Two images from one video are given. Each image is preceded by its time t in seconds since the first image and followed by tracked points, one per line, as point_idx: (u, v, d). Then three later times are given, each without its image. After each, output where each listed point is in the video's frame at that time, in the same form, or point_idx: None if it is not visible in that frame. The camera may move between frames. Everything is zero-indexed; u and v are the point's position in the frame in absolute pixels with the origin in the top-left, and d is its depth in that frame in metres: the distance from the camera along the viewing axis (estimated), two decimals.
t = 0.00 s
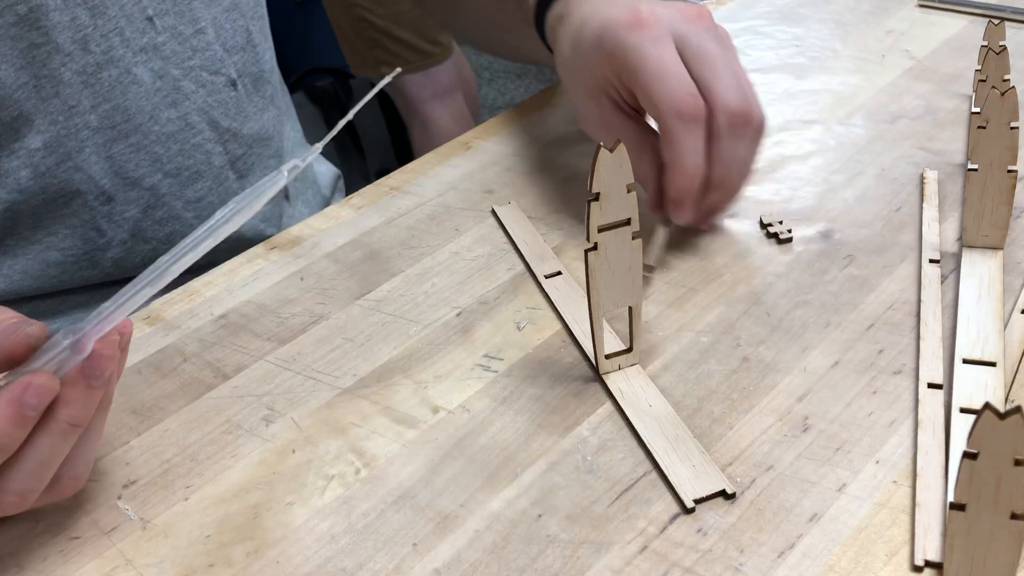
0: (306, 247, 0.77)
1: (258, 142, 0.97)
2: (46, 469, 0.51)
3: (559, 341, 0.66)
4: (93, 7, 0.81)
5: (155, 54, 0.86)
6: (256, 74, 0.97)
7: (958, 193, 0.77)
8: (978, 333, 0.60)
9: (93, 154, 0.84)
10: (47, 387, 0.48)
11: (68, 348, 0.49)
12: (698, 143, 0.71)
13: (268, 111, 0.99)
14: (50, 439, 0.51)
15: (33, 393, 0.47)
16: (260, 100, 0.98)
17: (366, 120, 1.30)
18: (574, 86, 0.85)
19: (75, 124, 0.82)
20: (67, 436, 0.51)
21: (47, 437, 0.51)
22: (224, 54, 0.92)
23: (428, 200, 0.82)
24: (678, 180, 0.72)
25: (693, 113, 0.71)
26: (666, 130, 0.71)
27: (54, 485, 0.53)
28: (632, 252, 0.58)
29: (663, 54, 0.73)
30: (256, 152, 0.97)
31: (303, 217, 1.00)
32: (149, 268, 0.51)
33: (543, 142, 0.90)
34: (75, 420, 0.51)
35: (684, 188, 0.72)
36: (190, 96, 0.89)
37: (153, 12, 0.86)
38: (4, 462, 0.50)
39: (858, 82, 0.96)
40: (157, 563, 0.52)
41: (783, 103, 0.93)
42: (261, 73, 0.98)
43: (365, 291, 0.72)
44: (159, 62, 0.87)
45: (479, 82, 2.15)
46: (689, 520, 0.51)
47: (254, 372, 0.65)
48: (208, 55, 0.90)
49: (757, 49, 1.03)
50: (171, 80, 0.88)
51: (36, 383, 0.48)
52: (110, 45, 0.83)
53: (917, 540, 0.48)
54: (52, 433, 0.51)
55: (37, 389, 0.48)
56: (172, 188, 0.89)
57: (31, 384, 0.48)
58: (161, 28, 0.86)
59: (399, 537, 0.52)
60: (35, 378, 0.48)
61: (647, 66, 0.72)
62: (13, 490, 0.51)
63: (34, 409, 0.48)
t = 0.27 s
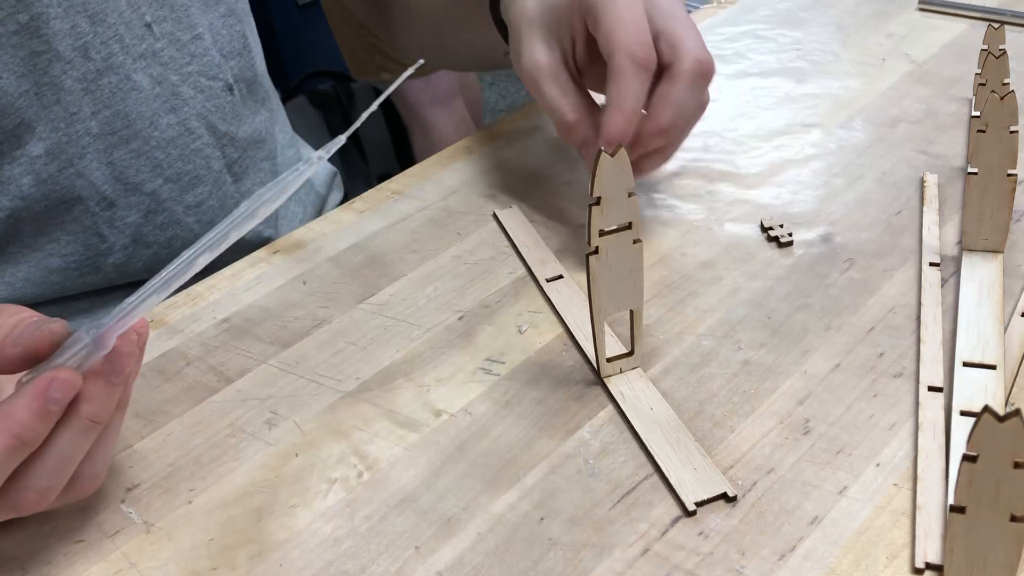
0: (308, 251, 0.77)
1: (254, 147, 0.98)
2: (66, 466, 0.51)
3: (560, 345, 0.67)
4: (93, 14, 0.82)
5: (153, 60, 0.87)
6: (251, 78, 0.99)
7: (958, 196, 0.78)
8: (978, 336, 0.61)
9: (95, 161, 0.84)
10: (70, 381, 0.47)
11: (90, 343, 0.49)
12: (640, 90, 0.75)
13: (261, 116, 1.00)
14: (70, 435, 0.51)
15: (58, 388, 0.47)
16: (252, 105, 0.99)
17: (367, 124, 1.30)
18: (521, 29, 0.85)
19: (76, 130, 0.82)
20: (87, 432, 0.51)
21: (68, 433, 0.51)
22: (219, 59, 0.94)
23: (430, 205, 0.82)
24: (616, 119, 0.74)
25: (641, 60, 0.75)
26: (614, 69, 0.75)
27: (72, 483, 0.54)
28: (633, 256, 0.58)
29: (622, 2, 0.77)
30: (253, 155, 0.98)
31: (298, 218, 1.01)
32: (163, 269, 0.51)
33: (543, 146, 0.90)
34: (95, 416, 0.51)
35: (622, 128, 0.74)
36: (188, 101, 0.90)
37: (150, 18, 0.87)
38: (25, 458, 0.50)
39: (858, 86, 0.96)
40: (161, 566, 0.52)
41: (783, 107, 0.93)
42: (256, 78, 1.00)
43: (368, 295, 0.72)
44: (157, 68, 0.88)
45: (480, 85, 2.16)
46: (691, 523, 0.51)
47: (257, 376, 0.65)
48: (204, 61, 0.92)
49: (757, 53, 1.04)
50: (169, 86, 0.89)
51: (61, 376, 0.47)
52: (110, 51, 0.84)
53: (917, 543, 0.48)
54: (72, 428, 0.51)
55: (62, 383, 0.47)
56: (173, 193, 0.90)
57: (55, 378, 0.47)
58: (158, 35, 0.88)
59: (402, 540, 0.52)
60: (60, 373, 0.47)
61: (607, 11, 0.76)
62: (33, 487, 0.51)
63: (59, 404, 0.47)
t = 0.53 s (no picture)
0: (310, 255, 0.78)
1: (247, 147, 0.99)
2: (69, 465, 0.51)
3: (561, 348, 0.67)
4: (90, 16, 0.82)
5: (143, 61, 0.88)
6: (243, 78, 0.99)
7: (958, 201, 0.78)
8: (977, 341, 0.61)
9: (92, 161, 0.85)
10: (76, 379, 0.48)
11: (95, 343, 0.49)
12: (604, 122, 0.72)
13: (255, 118, 1.01)
14: (74, 433, 0.51)
15: (63, 386, 0.47)
16: (248, 106, 1.00)
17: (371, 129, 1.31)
18: (548, 32, 0.86)
19: (74, 131, 0.83)
20: (90, 431, 0.51)
21: (72, 432, 0.51)
22: (204, 60, 0.95)
23: (431, 209, 0.83)
24: (569, 146, 0.71)
25: (614, 90, 0.71)
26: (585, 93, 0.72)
27: (74, 484, 0.54)
28: (633, 261, 0.58)
29: (619, 26, 0.74)
30: (246, 155, 0.98)
31: (298, 222, 1.01)
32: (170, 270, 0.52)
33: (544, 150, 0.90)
34: (99, 416, 0.51)
35: (574, 156, 0.71)
36: (175, 101, 0.92)
37: (138, 20, 0.88)
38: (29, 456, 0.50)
39: (859, 91, 0.96)
40: (163, 568, 0.52)
41: (783, 111, 0.94)
42: (250, 79, 1.00)
43: (370, 299, 0.72)
44: (147, 69, 0.89)
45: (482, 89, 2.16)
46: (691, 526, 0.52)
47: (259, 379, 0.65)
48: (189, 62, 0.93)
49: (758, 58, 1.04)
50: (157, 86, 0.90)
51: (67, 374, 0.47)
52: (107, 52, 0.84)
53: (916, 547, 0.48)
54: (75, 427, 0.51)
55: (67, 381, 0.47)
56: (169, 193, 0.90)
57: (61, 375, 0.47)
58: (146, 36, 0.89)
59: (404, 543, 0.52)
60: (66, 371, 0.48)
61: (601, 32, 0.74)
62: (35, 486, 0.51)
63: (64, 402, 0.47)
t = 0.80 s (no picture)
0: (308, 257, 0.78)
1: (250, 147, 0.98)
2: (60, 469, 0.51)
3: (560, 351, 0.67)
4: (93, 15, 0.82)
5: (146, 61, 0.88)
6: (246, 79, 0.99)
7: (958, 204, 0.78)
8: (977, 344, 0.60)
9: (94, 160, 0.85)
10: (69, 382, 0.47)
11: (89, 345, 0.50)
12: (617, 145, 0.68)
13: (258, 120, 1.01)
14: (66, 436, 0.50)
15: (56, 388, 0.47)
16: (251, 107, 1.00)
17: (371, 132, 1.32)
18: (557, 63, 0.84)
19: (76, 131, 0.83)
20: (83, 434, 0.51)
21: (65, 435, 0.51)
22: (206, 61, 0.95)
23: (430, 211, 0.82)
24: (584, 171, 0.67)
25: (626, 112, 0.69)
26: (597, 116, 0.69)
27: (66, 487, 0.54)
28: (633, 263, 0.58)
29: (628, 49, 0.72)
30: (249, 156, 0.98)
31: (302, 225, 1.00)
32: (169, 270, 0.53)
33: (544, 152, 0.90)
34: (92, 419, 0.50)
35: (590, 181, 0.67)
36: (178, 101, 0.92)
37: (142, 20, 0.88)
38: (21, 458, 0.50)
39: (859, 93, 0.96)
40: (160, 571, 0.52)
41: (783, 114, 0.94)
42: (254, 80, 1.00)
43: (368, 301, 0.72)
44: (150, 69, 0.89)
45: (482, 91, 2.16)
46: (690, 530, 0.51)
47: (257, 382, 0.65)
48: (192, 62, 0.93)
49: (758, 60, 1.04)
50: (160, 87, 0.90)
51: (60, 376, 0.47)
52: (110, 52, 0.84)
53: (916, 551, 0.48)
54: (67, 430, 0.50)
55: (60, 383, 0.47)
56: (171, 193, 0.90)
57: (54, 378, 0.47)
58: (149, 36, 0.89)
59: (401, 546, 0.52)
60: (60, 373, 0.47)
61: (611, 56, 0.72)
62: (25, 489, 0.51)
63: (57, 404, 0.47)
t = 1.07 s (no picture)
0: (307, 260, 0.78)
1: (250, 151, 0.99)
2: (61, 470, 0.51)
3: (558, 354, 0.67)
4: (96, 19, 0.82)
5: (148, 65, 0.88)
6: (247, 84, 1.00)
7: (956, 207, 0.78)
8: (975, 347, 0.61)
9: (95, 164, 0.85)
10: (71, 384, 0.47)
11: (91, 348, 0.50)
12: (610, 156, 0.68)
13: (258, 124, 1.01)
14: (67, 438, 0.50)
15: (58, 390, 0.47)
16: (252, 111, 1.01)
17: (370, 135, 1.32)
18: (555, 81, 0.84)
19: (78, 134, 0.83)
20: (84, 437, 0.51)
21: (65, 437, 0.50)
22: (208, 65, 0.95)
23: (429, 214, 0.83)
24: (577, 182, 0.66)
25: (618, 124, 0.68)
26: (589, 128, 0.68)
27: (66, 489, 0.54)
28: (632, 266, 0.58)
29: (621, 62, 0.72)
30: (249, 160, 0.99)
31: (301, 228, 1.01)
32: (173, 273, 0.53)
33: (542, 155, 0.90)
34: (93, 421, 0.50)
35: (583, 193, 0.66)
36: (180, 105, 0.92)
37: (145, 24, 0.88)
38: (22, 460, 0.50)
39: (857, 96, 0.96)
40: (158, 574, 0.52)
41: (781, 117, 0.94)
42: (254, 85, 1.00)
43: (367, 303, 0.72)
44: (153, 73, 0.89)
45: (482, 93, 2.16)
46: (688, 533, 0.51)
47: (255, 384, 0.65)
48: (194, 67, 0.93)
49: (756, 63, 1.04)
50: (162, 91, 0.90)
51: (62, 378, 0.47)
52: (112, 56, 0.84)
53: (913, 555, 0.48)
54: (68, 432, 0.50)
55: (61, 385, 0.47)
56: (172, 197, 0.90)
57: (56, 380, 0.47)
58: (152, 40, 0.89)
59: (399, 549, 0.52)
60: (61, 375, 0.47)
61: (604, 69, 0.72)
62: (26, 491, 0.51)
63: (58, 406, 0.47)
